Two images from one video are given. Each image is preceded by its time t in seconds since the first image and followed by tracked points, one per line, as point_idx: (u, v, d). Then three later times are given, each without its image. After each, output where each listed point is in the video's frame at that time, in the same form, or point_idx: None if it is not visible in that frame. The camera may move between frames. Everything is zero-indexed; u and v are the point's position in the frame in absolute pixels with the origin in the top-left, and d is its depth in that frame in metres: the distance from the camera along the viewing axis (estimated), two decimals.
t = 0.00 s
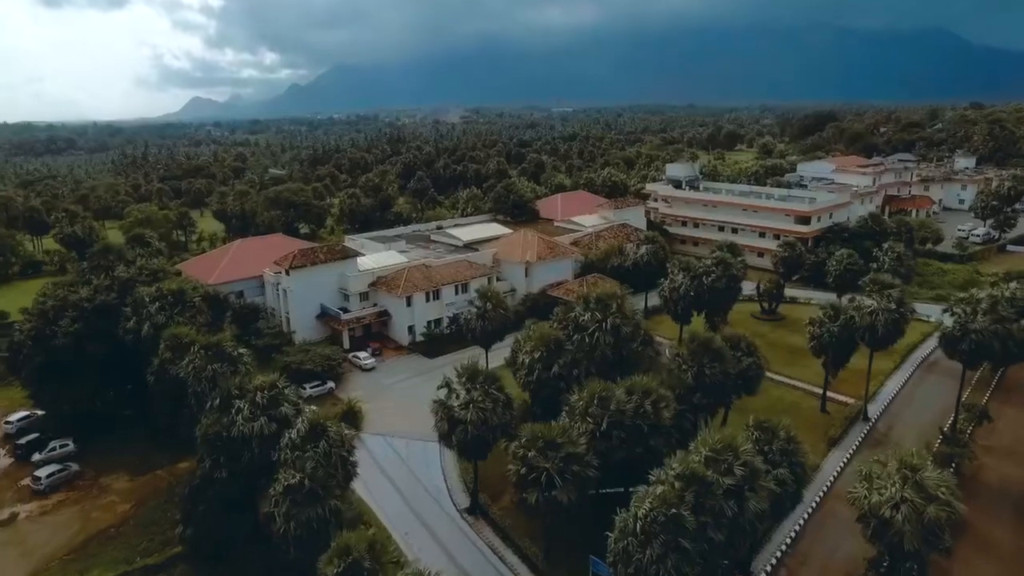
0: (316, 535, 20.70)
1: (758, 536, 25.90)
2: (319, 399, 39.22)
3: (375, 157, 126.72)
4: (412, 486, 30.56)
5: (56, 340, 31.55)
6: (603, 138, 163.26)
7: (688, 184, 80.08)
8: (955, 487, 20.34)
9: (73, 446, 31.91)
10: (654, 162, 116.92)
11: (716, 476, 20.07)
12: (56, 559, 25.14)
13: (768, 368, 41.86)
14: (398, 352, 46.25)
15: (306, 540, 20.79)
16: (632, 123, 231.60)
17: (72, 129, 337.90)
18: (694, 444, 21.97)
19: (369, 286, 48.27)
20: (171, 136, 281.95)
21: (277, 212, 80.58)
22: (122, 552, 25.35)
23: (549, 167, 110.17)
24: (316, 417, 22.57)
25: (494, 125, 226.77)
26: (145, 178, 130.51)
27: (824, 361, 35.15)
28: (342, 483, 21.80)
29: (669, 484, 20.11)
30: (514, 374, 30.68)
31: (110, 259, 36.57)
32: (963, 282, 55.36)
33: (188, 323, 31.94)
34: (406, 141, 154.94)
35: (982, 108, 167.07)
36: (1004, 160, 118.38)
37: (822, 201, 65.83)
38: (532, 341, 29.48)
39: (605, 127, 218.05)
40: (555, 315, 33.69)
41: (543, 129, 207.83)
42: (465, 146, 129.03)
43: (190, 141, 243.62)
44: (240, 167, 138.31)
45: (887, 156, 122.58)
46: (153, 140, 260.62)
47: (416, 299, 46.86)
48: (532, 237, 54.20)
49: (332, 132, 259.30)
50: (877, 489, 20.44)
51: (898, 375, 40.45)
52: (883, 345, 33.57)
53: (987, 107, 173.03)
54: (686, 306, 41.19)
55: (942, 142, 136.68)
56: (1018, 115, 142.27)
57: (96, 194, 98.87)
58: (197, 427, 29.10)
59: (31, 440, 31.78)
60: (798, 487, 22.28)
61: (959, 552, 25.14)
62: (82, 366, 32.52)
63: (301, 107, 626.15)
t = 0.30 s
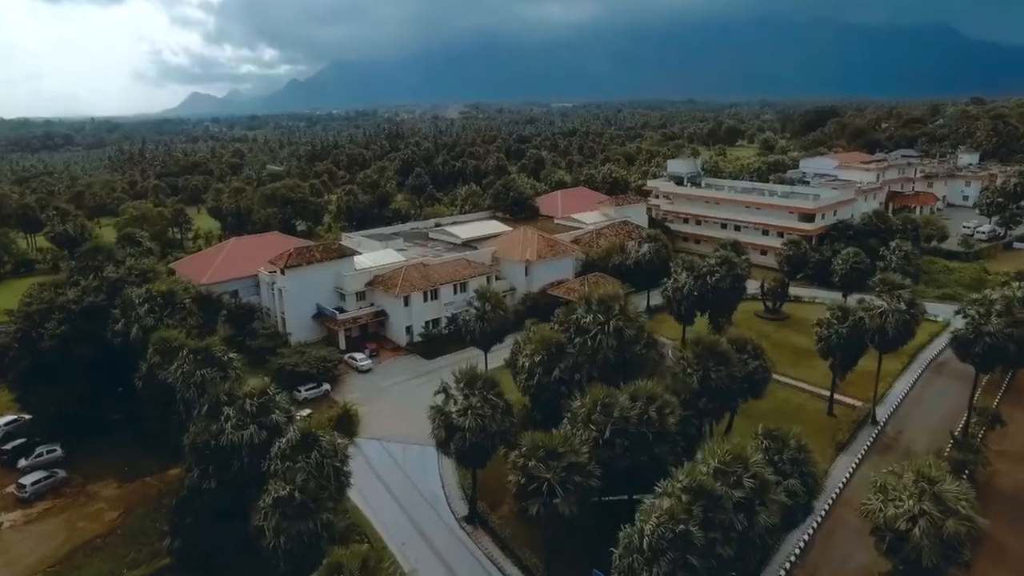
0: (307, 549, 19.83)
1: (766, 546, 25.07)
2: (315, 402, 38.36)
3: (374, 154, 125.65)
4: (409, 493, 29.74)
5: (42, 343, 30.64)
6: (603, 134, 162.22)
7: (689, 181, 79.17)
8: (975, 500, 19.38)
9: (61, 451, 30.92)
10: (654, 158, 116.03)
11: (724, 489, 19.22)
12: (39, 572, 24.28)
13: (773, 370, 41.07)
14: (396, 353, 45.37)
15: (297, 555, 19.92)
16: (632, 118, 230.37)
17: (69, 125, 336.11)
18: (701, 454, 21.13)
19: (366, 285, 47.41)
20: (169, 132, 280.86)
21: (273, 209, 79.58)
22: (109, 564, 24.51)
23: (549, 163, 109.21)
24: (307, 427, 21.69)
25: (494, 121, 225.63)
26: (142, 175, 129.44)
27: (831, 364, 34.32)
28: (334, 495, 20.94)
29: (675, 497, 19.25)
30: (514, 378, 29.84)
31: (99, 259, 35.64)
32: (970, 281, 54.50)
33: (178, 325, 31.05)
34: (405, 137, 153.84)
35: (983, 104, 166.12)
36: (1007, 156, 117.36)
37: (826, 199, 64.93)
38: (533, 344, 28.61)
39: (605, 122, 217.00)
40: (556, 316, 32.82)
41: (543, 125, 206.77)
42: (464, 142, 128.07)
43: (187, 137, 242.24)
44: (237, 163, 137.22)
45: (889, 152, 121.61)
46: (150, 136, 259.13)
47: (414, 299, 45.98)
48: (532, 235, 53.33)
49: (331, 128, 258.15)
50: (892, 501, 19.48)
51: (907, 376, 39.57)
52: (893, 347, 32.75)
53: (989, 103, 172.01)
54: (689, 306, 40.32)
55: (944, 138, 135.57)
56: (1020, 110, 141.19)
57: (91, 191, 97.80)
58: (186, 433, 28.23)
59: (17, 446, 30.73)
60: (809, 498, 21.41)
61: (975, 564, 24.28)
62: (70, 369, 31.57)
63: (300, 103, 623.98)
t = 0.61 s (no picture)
0: (297, 569, 18.76)
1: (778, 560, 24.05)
2: (310, 406, 37.31)
3: (372, 149, 124.31)
4: (406, 502, 28.69)
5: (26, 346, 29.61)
6: (604, 129, 160.82)
7: (692, 177, 78.07)
8: (1003, 518, 18.25)
9: (46, 458, 29.83)
10: (656, 153, 114.93)
11: (738, 507, 18.19)
12: None
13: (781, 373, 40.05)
14: (393, 354, 44.27)
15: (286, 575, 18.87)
16: (633, 113, 228.89)
17: (66, 120, 334.08)
18: (711, 468, 20.07)
19: (363, 284, 46.35)
20: (167, 127, 279.27)
21: (270, 205, 78.38)
22: None
23: (550, 158, 108.03)
24: (298, 439, 20.63)
25: (493, 116, 224.09)
26: (139, 170, 128.16)
27: (841, 368, 33.29)
28: (326, 511, 19.87)
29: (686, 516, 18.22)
30: (514, 384, 28.81)
31: (86, 259, 34.48)
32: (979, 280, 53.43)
33: (167, 329, 29.89)
34: (404, 132, 152.38)
35: (986, 100, 164.88)
36: (1012, 152, 116.15)
37: (832, 196, 63.82)
38: (534, 349, 27.55)
39: (605, 117, 215.60)
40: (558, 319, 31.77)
41: (543, 119, 205.27)
42: (464, 137, 126.81)
43: (185, 132, 240.40)
44: (235, 158, 135.91)
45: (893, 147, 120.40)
46: (148, 131, 257.33)
47: (412, 299, 44.87)
48: (533, 232, 52.26)
49: (329, 123, 256.46)
50: (915, 520, 18.33)
51: (918, 379, 38.51)
52: (906, 351, 31.73)
53: (992, 98, 170.62)
54: (694, 307, 39.26)
55: (948, 133, 134.36)
56: None
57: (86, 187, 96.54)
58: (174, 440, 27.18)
59: None
60: (826, 513, 20.36)
61: None
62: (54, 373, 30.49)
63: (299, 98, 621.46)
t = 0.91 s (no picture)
0: None
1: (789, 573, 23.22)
2: (307, 409, 36.45)
3: (371, 145, 123.37)
4: (404, 511, 27.89)
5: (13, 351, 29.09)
6: (604, 125, 159.78)
7: (694, 174, 77.16)
8: None
9: (35, 465, 29.07)
10: (657, 149, 113.95)
11: (751, 523, 17.37)
12: None
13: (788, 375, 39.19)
14: (392, 356, 43.39)
15: None
16: (633, 109, 227.80)
17: (64, 116, 331.71)
18: (722, 480, 19.21)
19: (361, 284, 45.48)
20: (165, 123, 277.97)
21: (267, 202, 77.46)
22: None
23: (550, 154, 107.04)
24: (291, 449, 19.75)
25: (493, 112, 222.90)
26: (136, 166, 127.14)
27: (851, 371, 32.44)
28: (320, 526, 19.00)
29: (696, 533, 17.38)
30: (516, 389, 27.94)
31: (75, 260, 33.53)
32: (987, 279, 52.56)
33: (158, 332, 28.94)
34: (403, 128, 151.37)
35: (988, 95, 164.10)
36: (1017, 147, 115.11)
37: (837, 192, 62.90)
38: (537, 353, 26.69)
39: (605, 113, 214.47)
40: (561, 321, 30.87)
41: (542, 115, 204.18)
42: (463, 133, 125.79)
43: (183, 128, 239.20)
44: (233, 154, 134.88)
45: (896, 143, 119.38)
46: (145, 127, 255.78)
47: (411, 298, 43.92)
48: (534, 230, 51.38)
49: (328, 119, 255.34)
50: (936, 536, 17.31)
51: (928, 380, 37.66)
52: (918, 354, 30.90)
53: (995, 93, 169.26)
54: (699, 308, 38.40)
55: (951, 129, 133.26)
56: None
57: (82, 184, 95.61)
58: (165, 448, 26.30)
59: None
60: (841, 528, 19.53)
61: None
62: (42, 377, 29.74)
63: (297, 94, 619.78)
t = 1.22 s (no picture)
0: None
1: None
2: (302, 414, 35.50)
3: (369, 141, 122.25)
4: (402, 521, 26.97)
5: None
6: (604, 120, 158.64)
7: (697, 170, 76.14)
8: None
9: (19, 473, 28.01)
10: (658, 145, 112.90)
11: (767, 544, 16.42)
12: None
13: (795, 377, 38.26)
14: (389, 357, 42.43)
15: None
16: (633, 104, 226.66)
17: (62, 111, 330.47)
18: (736, 497, 18.23)
19: (358, 283, 44.47)
20: (163, 118, 276.70)
21: (264, 199, 76.45)
22: None
23: (550, 150, 105.92)
24: (281, 464, 18.76)
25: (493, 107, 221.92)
26: (132, 162, 125.98)
27: (862, 375, 31.60)
28: (312, 545, 17.99)
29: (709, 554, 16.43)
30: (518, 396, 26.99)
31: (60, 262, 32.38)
32: (996, 278, 51.57)
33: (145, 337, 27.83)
34: (402, 124, 150.17)
35: (990, 90, 163.04)
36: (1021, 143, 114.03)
37: (842, 189, 61.95)
38: (539, 358, 25.73)
39: (606, 108, 213.37)
40: (563, 324, 29.89)
41: (542, 110, 202.93)
42: (462, 129, 124.72)
43: (180, 123, 237.82)
44: (230, 150, 133.76)
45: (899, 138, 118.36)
46: (143, 122, 254.21)
47: (409, 299, 42.93)
48: (534, 228, 50.37)
49: (327, 114, 254.05)
50: (963, 558, 16.38)
51: (939, 382, 36.72)
52: (932, 358, 29.93)
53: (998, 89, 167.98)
54: (705, 308, 37.45)
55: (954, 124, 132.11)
56: None
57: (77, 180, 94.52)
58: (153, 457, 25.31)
59: None
60: (860, 546, 18.60)
61: None
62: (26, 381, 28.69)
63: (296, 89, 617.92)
